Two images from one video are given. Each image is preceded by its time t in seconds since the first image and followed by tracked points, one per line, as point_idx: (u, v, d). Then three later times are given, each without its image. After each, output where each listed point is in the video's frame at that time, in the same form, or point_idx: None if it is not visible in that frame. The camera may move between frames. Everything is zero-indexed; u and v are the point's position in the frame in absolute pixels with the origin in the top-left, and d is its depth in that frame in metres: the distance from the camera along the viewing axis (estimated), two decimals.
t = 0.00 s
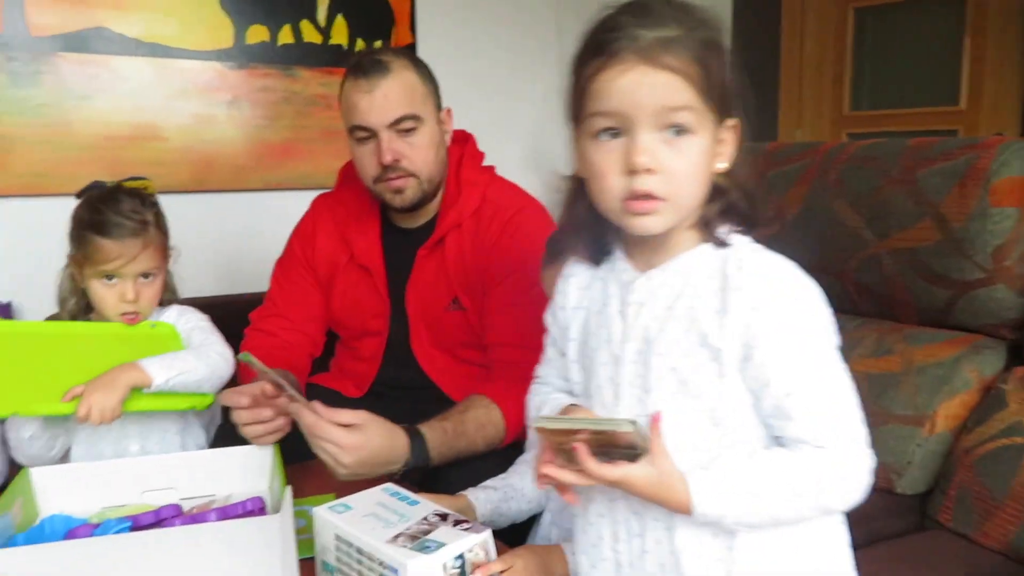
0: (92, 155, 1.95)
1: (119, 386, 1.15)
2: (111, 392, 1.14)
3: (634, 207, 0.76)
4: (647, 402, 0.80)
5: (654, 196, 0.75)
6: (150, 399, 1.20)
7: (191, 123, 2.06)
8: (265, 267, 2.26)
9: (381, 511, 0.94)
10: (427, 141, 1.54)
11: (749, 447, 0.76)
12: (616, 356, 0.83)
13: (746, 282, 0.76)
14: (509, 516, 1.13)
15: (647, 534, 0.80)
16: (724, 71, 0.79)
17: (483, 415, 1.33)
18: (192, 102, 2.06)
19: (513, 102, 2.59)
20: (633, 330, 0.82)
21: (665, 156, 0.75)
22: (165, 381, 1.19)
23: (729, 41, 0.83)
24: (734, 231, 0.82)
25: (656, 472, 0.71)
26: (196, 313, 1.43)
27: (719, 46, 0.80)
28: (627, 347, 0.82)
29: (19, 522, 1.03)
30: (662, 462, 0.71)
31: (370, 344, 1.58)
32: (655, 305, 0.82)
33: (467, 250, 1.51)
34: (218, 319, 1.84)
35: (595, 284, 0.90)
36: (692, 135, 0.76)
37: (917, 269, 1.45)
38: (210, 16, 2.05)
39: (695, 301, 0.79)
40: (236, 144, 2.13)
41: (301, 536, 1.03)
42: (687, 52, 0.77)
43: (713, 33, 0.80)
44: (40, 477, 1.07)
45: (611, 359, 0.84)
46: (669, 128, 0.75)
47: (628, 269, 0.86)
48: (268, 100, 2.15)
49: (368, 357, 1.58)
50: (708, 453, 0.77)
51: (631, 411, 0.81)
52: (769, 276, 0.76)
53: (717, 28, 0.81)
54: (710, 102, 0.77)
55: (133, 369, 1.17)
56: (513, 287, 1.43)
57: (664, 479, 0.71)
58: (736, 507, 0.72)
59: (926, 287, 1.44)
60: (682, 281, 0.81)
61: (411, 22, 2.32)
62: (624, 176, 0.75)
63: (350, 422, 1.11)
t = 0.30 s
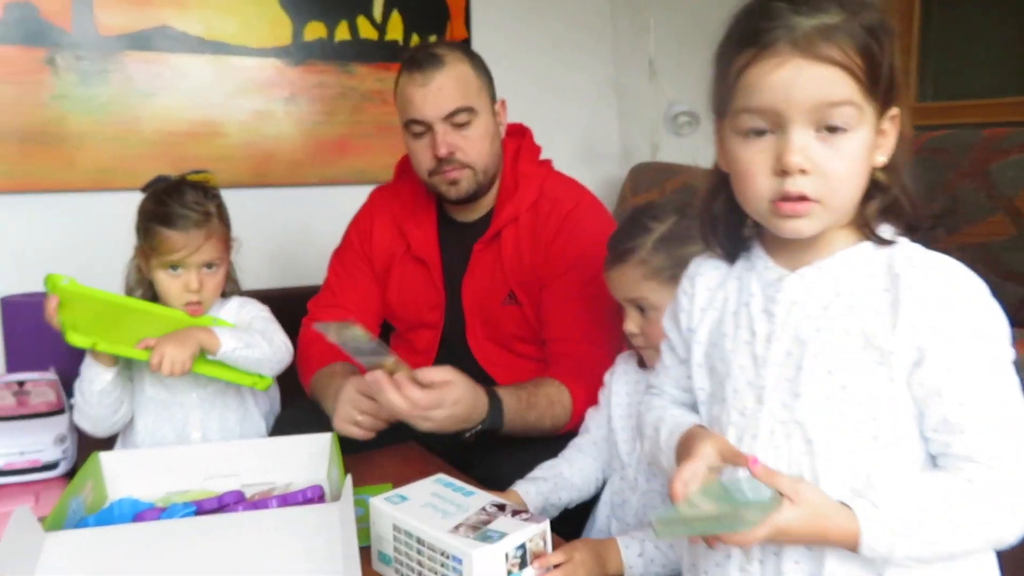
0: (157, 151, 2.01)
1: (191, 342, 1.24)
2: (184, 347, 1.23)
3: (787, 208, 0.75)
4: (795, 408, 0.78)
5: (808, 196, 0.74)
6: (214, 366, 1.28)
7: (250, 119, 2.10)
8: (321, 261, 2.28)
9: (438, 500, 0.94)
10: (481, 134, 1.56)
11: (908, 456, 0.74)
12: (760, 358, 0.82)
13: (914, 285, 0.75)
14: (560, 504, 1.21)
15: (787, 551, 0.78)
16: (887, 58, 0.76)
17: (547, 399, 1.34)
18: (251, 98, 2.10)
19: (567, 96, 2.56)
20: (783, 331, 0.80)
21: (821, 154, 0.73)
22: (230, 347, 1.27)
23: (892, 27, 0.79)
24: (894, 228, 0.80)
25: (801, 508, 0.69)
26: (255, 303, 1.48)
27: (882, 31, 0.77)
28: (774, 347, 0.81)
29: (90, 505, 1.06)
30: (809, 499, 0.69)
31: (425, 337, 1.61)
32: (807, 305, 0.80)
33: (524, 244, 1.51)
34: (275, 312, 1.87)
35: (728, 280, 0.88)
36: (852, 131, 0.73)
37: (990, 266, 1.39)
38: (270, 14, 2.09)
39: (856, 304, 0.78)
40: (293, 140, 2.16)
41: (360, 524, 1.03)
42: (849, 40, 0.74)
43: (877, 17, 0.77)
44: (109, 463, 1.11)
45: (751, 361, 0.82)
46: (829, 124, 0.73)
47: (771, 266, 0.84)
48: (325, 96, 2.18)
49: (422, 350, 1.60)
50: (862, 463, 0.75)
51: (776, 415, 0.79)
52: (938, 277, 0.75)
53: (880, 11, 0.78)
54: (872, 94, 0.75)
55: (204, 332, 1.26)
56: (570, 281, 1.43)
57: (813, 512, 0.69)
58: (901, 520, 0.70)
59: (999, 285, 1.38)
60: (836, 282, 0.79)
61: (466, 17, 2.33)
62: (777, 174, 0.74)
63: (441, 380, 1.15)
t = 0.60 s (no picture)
0: (206, 148, 2.04)
1: (244, 337, 1.25)
2: (239, 338, 1.24)
3: (869, 246, 0.74)
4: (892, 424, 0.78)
5: (886, 236, 0.73)
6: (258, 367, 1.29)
7: (297, 115, 2.13)
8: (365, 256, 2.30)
9: (483, 494, 0.94)
10: (519, 122, 1.57)
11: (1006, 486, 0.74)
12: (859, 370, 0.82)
13: None
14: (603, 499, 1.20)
15: (865, 568, 0.78)
16: (961, 80, 0.70)
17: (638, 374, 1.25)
18: (298, 95, 2.12)
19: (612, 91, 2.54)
20: (886, 345, 0.80)
21: (891, 201, 0.70)
22: (276, 350, 1.30)
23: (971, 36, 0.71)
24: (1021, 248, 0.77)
25: None
26: (301, 298, 1.51)
27: (950, 55, 0.70)
28: (875, 360, 0.81)
29: (142, 493, 1.08)
30: None
31: (467, 329, 1.63)
32: (914, 319, 0.79)
33: (565, 232, 1.53)
34: (319, 306, 1.89)
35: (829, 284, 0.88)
36: (927, 170, 0.69)
37: None
38: (316, 11, 2.11)
39: (963, 323, 0.77)
40: (339, 136, 2.18)
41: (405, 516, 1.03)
42: (902, 84, 0.70)
43: (941, 41, 0.70)
44: (159, 452, 1.13)
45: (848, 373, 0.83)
46: (897, 171, 0.70)
47: (878, 275, 0.83)
48: (370, 92, 2.20)
49: (464, 343, 1.62)
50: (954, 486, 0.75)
51: (867, 429, 0.79)
52: None
53: (945, 32, 0.71)
54: (944, 127, 0.69)
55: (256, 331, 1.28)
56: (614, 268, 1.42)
57: None
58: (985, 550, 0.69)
59: None
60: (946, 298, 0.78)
61: (510, 13, 2.32)
62: (851, 223, 0.73)
63: (591, 414, 1.05)
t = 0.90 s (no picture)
0: (238, 143, 2.07)
1: (274, 347, 1.27)
2: (268, 346, 1.25)
3: (910, 250, 0.74)
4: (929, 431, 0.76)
5: (927, 241, 0.72)
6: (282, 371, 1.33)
7: (328, 111, 2.14)
8: (394, 251, 2.31)
9: (511, 488, 0.94)
10: (540, 117, 1.57)
11: None
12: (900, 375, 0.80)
13: None
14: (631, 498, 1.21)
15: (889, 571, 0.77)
16: (1008, 86, 0.67)
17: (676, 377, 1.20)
18: (329, 91, 2.14)
19: (642, 86, 2.52)
20: (929, 350, 0.79)
21: (930, 208, 0.70)
22: (303, 359, 1.32)
23: None
24: None
25: None
26: (333, 296, 1.52)
27: (996, 60, 0.67)
28: (918, 366, 0.79)
29: (176, 484, 1.09)
30: None
31: (495, 325, 1.62)
32: (959, 326, 0.77)
33: (590, 225, 1.52)
34: (349, 301, 1.90)
35: (876, 284, 0.86)
36: (968, 178, 0.68)
37: None
38: (347, 8, 2.12)
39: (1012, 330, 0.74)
40: (369, 132, 2.19)
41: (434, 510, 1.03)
42: (940, 93, 0.68)
43: (987, 45, 0.67)
44: (193, 444, 1.14)
45: (888, 376, 0.82)
46: (935, 180, 0.69)
47: (926, 277, 0.81)
48: (400, 88, 2.20)
49: (492, 339, 1.62)
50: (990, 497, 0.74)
51: (904, 435, 0.78)
52: None
53: (992, 36, 0.67)
54: (987, 135, 0.67)
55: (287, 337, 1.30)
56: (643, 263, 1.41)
57: None
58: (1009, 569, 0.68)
59: None
60: (995, 304, 0.76)
61: (540, 8, 2.31)
62: (892, 226, 0.73)
63: (650, 481, 0.98)
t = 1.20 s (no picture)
0: (255, 139, 2.07)
1: (284, 343, 1.26)
2: (280, 342, 1.26)
3: (934, 249, 0.73)
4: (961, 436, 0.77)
5: (951, 240, 0.71)
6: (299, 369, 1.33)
7: (344, 107, 2.14)
8: (409, 247, 2.31)
9: (525, 484, 0.93)
10: (546, 118, 1.55)
11: None
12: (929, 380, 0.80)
13: None
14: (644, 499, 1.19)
15: None
16: None
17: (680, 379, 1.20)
18: (345, 87, 2.14)
19: (659, 82, 2.50)
20: (958, 353, 0.79)
21: (956, 205, 0.69)
22: (314, 355, 1.32)
23: None
24: None
25: None
26: (348, 291, 1.52)
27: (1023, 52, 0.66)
28: (948, 369, 0.79)
29: (192, 478, 1.10)
30: None
31: (510, 321, 1.62)
32: (989, 328, 0.78)
33: (607, 222, 1.52)
34: (364, 297, 1.91)
35: (899, 286, 0.86)
36: (995, 174, 0.67)
37: None
38: (364, 4, 2.12)
39: None
40: (385, 129, 2.19)
41: (449, 506, 1.03)
42: (967, 87, 0.67)
43: (1015, 37, 0.66)
44: (208, 438, 1.15)
45: (916, 381, 0.82)
46: (961, 176, 0.68)
47: (951, 278, 0.81)
48: (416, 84, 2.20)
49: (507, 335, 1.62)
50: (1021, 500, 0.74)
51: (936, 441, 0.79)
52: None
53: (1019, 28, 0.66)
54: (1013, 129, 0.67)
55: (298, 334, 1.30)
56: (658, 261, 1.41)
57: None
58: None
59: None
60: None
61: (557, 4, 2.30)
62: (915, 224, 0.72)
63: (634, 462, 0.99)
